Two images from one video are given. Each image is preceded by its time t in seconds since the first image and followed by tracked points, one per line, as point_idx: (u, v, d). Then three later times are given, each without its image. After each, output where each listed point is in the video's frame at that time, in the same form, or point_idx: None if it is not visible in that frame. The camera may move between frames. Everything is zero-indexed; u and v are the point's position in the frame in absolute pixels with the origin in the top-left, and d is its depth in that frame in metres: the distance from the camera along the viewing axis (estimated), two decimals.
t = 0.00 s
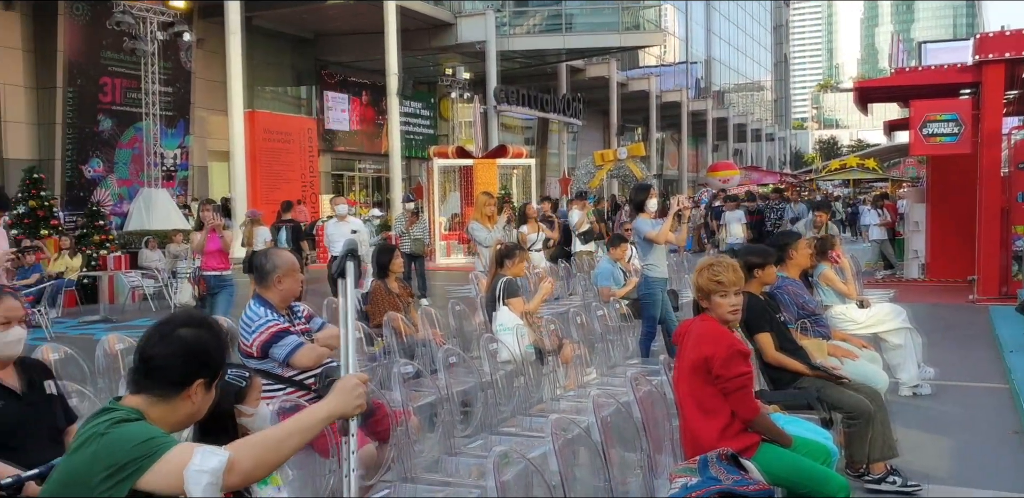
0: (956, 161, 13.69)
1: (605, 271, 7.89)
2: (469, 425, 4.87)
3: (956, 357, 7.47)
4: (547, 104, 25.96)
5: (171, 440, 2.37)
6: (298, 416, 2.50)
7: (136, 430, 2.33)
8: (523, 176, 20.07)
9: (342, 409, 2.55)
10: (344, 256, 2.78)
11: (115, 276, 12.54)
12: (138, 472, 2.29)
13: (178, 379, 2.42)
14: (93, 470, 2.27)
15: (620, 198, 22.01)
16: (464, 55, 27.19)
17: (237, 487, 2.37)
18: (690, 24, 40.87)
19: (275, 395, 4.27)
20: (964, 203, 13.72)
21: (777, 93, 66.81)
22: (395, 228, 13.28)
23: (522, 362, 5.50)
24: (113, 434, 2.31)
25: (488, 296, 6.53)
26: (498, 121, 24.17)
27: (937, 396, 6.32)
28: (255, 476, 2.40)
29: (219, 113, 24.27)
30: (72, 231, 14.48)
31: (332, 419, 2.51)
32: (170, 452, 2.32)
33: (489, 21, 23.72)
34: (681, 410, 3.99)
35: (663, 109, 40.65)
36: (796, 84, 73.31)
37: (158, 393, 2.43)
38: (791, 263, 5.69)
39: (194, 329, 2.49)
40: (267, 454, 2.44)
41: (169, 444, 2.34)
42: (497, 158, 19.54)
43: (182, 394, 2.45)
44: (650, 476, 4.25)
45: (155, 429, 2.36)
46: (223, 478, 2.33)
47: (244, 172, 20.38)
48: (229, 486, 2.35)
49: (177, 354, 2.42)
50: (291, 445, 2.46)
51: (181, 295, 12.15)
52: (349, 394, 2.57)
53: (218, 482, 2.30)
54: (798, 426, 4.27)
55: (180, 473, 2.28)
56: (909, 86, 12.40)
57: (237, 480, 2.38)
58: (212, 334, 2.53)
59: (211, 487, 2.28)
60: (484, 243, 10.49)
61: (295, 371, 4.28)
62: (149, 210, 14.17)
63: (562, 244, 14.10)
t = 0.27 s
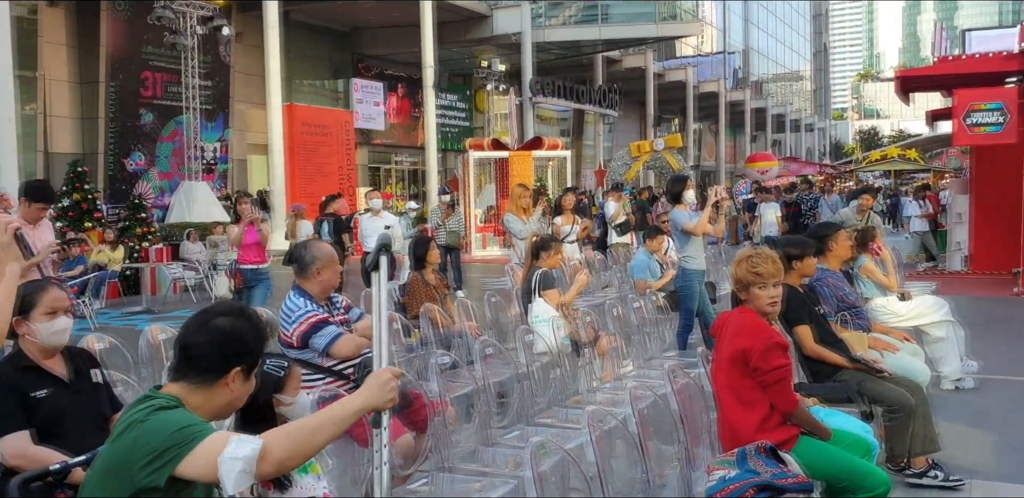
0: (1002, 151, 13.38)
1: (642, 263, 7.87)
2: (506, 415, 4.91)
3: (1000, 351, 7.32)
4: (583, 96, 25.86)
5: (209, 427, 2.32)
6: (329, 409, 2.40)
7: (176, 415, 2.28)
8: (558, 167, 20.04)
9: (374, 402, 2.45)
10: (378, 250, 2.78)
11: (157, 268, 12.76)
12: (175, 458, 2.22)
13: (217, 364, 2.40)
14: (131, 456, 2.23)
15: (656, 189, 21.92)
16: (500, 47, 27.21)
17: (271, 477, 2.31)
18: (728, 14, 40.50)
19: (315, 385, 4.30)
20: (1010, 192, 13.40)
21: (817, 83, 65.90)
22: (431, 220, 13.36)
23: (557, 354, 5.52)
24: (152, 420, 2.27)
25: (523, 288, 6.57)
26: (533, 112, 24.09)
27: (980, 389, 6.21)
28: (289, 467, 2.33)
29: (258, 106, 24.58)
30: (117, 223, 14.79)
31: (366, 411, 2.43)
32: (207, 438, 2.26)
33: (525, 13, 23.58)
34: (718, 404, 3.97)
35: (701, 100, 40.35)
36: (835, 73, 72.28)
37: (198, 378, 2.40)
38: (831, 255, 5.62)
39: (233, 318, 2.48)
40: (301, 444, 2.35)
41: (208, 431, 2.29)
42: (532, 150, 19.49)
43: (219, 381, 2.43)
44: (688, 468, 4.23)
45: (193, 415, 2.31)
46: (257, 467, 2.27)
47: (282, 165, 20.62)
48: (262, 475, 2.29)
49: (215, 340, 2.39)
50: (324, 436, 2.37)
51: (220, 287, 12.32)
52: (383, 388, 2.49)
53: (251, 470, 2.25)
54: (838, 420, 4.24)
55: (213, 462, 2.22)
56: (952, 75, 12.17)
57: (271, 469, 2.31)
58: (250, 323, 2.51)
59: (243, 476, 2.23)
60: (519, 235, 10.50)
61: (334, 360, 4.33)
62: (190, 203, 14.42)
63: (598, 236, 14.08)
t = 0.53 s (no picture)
0: None
1: (682, 255, 7.83)
2: (545, 407, 4.92)
3: None
4: (623, 87, 25.74)
5: (252, 414, 2.36)
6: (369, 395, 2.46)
7: (220, 402, 2.33)
8: (597, 159, 19.98)
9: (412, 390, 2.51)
10: (418, 243, 2.86)
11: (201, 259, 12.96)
12: (216, 444, 2.26)
13: (261, 352, 2.44)
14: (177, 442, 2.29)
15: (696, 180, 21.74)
16: (539, 38, 27.17)
17: (306, 465, 2.33)
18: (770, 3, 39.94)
19: (357, 375, 4.28)
20: None
21: (861, 72, 64.69)
22: (470, 212, 13.42)
23: (598, 345, 5.51)
24: (196, 406, 2.32)
25: (563, 280, 6.57)
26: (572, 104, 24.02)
27: None
28: (325, 455, 2.35)
29: (299, 99, 24.85)
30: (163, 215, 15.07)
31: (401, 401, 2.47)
32: (248, 424, 2.29)
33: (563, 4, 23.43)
34: (760, 394, 3.95)
35: (742, 89, 39.86)
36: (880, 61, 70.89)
37: (242, 366, 2.45)
38: (876, 246, 5.56)
39: (275, 305, 2.51)
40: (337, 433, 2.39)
41: (247, 419, 2.31)
42: (571, 141, 19.43)
43: (264, 368, 2.47)
44: (730, 461, 4.21)
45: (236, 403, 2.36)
46: (291, 454, 2.30)
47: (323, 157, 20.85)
48: (298, 463, 2.31)
49: (259, 327, 2.43)
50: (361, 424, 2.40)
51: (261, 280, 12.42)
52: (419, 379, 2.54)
53: (286, 457, 2.27)
54: (880, 413, 4.19)
55: (250, 448, 2.25)
56: (1002, 62, 11.91)
57: (307, 457, 2.33)
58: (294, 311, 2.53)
59: (277, 463, 2.25)
60: (558, 226, 10.50)
61: (376, 350, 4.37)
62: (234, 194, 14.63)
63: (637, 227, 14.03)
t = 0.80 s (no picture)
0: None
1: (715, 248, 7.79)
2: (576, 399, 4.96)
3: None
4: (655, 80, 25.59)
5: (284, 409, 2.27)
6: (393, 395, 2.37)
7: (250, 395, 2.24)
8: (628, 152, 19.90)
9: (433, 389, 2.45)
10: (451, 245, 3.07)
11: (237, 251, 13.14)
12: (246, 437, 2.18)
13: (291, 340, 2.36)
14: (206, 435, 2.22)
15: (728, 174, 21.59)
16: (570, 31, 27.11)
17: (331, 465, 2.22)
18: None
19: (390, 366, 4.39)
20: None
21: (897, 63, 63.69)
22: (501, 205, 13.46)
23: (629, 339, 5.53)
24: (227, 398, 2.24)
25: (594, 273, 6.60)
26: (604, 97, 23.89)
27: None
28: (351, 455, 2.25)
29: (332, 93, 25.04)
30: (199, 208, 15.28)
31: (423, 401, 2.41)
32: (280, 417, 2.21)
33: None
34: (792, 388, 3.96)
35: (775, 81, 39.46)
36: (918, 53, 69.69)
37: (273, 356, 2.37)
38: (912, 240, 5.50)
39: (303, 294, 2.42)
40: (362, 433, 2.29)
41: (280, 412, 2.22)
42: (602, 135, 19.34)
43: (293, 356, 2.38)
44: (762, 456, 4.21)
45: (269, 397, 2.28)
46: (317, 453, 2.19)
47: (355, 151, 20.99)
48: (323, 463, 2.20)
49: (293, 316, 2.35)
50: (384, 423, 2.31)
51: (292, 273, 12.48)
52: (443, 378, 2.50)
53: (311, 455, 2.16)
54: (915, 409, 4.16)
55: (276, 445, 2.15)
56: None
57: (331, 456, 2.22)
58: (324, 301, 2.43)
59: (303, 461, 2.15)
60: (589, 220, 10.50)
61: (408, 342, 4.44)
62: (268, 187, 14.80)
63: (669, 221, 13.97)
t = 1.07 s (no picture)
0: None
1: (733, 244, 7.77)
2: (592, 395, 4.97)
3: None
4: (672, 75, 25.52)
5: (287, 415, 2.19)
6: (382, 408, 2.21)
7: (252, 397, 2.18)
8: (645, 147, 19.85)
9: (426, 401, 2.25)
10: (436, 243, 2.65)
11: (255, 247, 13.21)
12: (248, 440, 2.13)
13: (280, 331, 2.25)
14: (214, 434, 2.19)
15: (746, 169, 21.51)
16: (587, 27, 27.06)
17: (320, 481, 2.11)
18: None
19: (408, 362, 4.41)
20: None
21: (917, 58, 63.19)
22: (517, 201, 13.47)
23: (645, 334, 5.54)
24: (231, 400, 2.19)
25: (610, 269, 6.61)
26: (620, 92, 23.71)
27: None
28: (338, 472, 2.12)
29: (350, 89, 25.14)
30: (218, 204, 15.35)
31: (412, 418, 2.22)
32: (278, 425, 2.13)
33: None
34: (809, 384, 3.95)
35: (793, 77, 39.24)
36: (938, 47, 69.09)
37: (268, 349, 2.28)
38: (931, 236, 5.47)
39: (284, 285, 2.31)
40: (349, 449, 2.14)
41: (281, 418, 2.16)
42: (619, 130, 19.27)
43: (285, 348, 2.28)
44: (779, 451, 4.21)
45: (274, 398, 2.21)
46: (304, 470, 2.08)
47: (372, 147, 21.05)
48: (311, 479, 2.09)
49: (291, 305, 2.26)
50: (370, 438, 2.15)
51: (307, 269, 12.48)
52: (436, 390, 2.30)
53: (297, 472, 2.07)
54: (934, 405, 4.14)
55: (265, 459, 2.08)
56: None
57: (320, 473, 2.11)
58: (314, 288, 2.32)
59: (287, 477, 2.05)
60: (605, 215, 10.51)
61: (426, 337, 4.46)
62: (286, 184, 14.87)
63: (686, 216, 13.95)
